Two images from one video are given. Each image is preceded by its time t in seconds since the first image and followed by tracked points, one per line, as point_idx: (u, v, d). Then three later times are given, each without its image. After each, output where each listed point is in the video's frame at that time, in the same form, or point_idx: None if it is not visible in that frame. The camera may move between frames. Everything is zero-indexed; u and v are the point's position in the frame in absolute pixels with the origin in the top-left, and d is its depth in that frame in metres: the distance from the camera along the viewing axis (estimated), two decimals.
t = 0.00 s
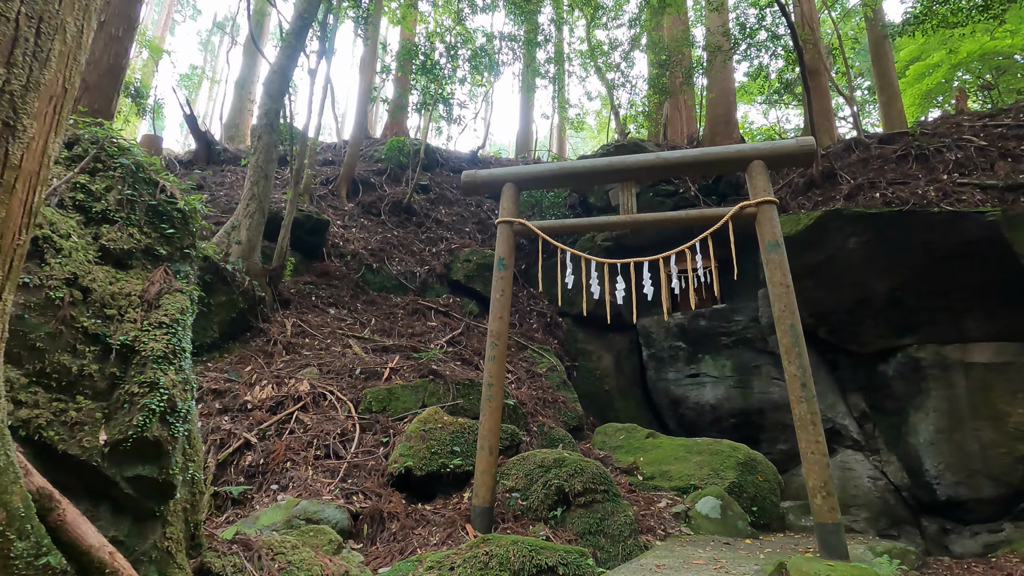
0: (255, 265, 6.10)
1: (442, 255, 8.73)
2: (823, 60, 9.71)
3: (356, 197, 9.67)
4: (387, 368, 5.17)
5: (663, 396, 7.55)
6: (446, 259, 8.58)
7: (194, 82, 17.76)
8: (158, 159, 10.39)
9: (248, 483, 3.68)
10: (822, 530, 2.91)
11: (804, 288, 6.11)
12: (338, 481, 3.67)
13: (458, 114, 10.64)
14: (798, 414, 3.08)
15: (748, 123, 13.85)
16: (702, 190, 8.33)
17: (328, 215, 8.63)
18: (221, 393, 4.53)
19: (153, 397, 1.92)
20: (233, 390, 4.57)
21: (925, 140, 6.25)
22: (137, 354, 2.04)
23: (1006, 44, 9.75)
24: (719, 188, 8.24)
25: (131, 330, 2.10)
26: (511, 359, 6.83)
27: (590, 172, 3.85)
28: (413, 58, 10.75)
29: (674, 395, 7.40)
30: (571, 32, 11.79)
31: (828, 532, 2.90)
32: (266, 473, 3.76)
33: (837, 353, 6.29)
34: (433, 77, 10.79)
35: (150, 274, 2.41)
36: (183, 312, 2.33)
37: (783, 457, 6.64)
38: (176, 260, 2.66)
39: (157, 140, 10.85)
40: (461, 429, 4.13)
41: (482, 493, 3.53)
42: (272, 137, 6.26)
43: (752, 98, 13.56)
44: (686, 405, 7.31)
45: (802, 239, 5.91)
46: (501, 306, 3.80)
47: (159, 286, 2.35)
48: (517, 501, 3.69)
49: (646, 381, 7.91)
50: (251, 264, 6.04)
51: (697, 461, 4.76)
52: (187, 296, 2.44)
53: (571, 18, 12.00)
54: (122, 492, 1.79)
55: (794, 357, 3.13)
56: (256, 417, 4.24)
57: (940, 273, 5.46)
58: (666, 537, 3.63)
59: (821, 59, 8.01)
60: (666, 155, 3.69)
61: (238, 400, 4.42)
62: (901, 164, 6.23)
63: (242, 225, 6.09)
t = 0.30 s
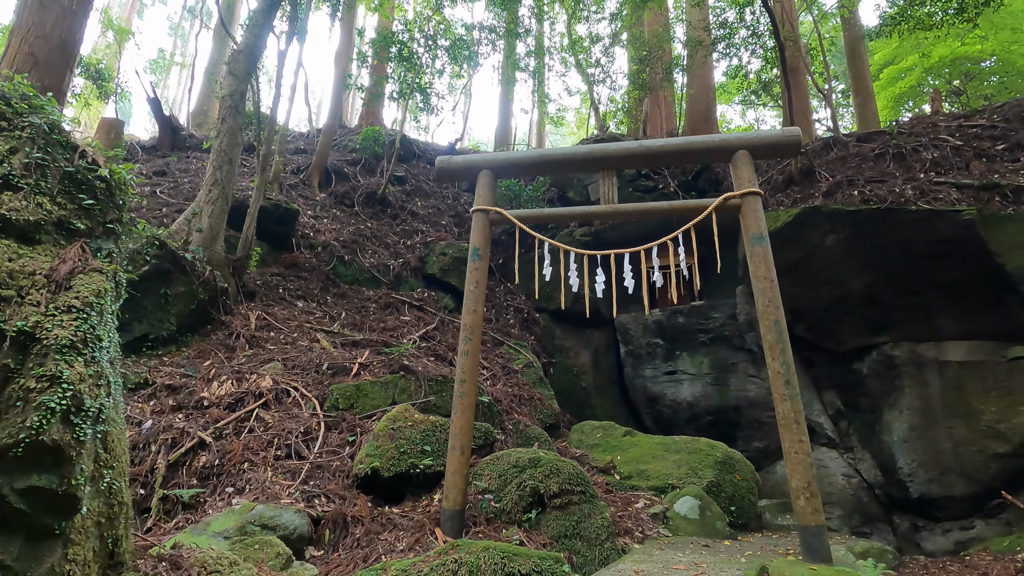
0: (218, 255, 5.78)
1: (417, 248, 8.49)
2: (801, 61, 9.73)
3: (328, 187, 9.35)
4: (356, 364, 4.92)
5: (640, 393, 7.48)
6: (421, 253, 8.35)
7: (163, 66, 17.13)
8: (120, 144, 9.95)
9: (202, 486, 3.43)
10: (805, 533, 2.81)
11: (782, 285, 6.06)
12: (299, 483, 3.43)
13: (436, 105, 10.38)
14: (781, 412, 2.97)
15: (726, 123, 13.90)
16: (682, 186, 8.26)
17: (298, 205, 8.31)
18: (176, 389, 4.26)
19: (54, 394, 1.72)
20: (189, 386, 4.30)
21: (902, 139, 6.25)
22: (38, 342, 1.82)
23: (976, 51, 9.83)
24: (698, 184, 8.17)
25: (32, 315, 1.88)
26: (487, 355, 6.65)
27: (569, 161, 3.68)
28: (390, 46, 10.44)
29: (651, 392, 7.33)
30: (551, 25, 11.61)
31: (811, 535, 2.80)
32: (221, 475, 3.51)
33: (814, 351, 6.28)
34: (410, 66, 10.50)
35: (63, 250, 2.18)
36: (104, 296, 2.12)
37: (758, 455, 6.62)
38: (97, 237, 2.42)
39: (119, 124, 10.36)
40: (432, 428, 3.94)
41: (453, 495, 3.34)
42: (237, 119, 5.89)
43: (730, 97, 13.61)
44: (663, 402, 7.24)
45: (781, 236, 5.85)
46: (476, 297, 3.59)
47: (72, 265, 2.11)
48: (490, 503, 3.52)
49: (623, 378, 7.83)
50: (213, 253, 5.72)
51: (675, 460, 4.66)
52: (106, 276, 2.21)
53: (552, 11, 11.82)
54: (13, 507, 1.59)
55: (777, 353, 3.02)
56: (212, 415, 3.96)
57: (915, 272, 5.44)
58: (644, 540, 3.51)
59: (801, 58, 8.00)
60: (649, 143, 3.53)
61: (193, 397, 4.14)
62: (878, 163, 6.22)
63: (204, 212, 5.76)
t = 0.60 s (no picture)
0: (177, 246, 5.44)
1: (391, 243, 8.23)
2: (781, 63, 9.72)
3: (299, 179, 9.01)
4: (323, 362, 4.65)
5: (618, 394, 7.37)
6: (395, 248, 8.09)
7: (130, 52, 16.49)
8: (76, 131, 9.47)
9: (147, 495, 3.14)
10: (790, 542, 2.69)
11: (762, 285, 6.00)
12: (254, 491, 3.17)
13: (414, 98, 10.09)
14: (766, 416, 2.85)
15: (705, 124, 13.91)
16: (662, 185, 8.18)
17: (267, 197, 7.97)
18: (124, 388, 3.95)
19: None
20: (139, 385, 4.00)
21: (881, 141, 6.24)
22: None
23: (947, 58, 9.96)
24: (678, 183, 8.08)
25: None
26: (461, 354, 6.44)
27: (549, 150, 3.49)
28: (367, 36, 10.13)
29: (629, 393, 7.23)
30: (532, 21, 11.42)
31: (796, 544, 2.68)
32: (168, 483, 3.22)
33: (792, 352, 6.24)
34: (387, 57, 10.21)
35: None
36: (4, 288, 2.07)
37: (736, 457, 6.55)
38: None
39: (77, 109, 9.84)
40: (401, 431, 3.72)
41: (421, 503, 3.13)
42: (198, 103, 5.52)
43: (710, 99, 13.62)
44: (641, 403, 7.14)
45: (762, 236, 5.78)
46: (449, 294, 3.38)
47: None
48: (462, 511, 3.32)
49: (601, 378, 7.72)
50: (171, 244, 5.37)
51: (654, 463, 4.53)
52: None
53: (533, 6, 11.64)
54: None
55: (763, 354, 2.89)
56: (162, 416, 3.67)
57: (893, 272, 5.41)
58: (622, 548, 3.35)
59: (781, 60, 7.98)
60: (633, 134, 3.36)
61: (143, 397, 3.84)
62: (858, 163, 6.20)
63: (161, 200, 5.41)
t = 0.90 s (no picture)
0: (135, 236, 5.13)
1: (366, 238, 7.98)
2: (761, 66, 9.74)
3: (271, 171, 8.70)
4: (289, 360, 4.41)
5: (597, 394, 7.26)
6: (370, 243, 7.85)
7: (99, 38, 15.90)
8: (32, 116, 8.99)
9: (88, 503, 2.88)
10: (776, 550, 2.58)
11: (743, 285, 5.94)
12: (208, 498, 2.94)
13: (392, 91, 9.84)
14: (753, 418, 2.72)
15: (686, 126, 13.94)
16: (643, 184, 8.11)
17: (236, 188, 7.64)
18: (70, 387, 3.66)
19: None
20: (87, 384, 3.71)
21: (861, 142, 6.24)
22: None
23: (922, 65, 10.06)
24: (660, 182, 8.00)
25: None
26: (437, 353, 6.24)
27: (529, 139, 3.31)
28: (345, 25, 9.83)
29: (609, 393, 7.13)
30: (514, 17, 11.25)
31: (783, 552, 2.57)
32: (113, 489, 2.96)
33: (771, 353, 6.20)
34: (365, 48, 9.93)
35: None
36: None
37: (715, 458, 6.49)
38: None
39: (34, 93, 9.34)
40: (370, 433, 3.51)
41: (389, 511, 2.93)
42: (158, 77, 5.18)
43: (690, 101, 13.64)
44: (620, 404, 7.04)
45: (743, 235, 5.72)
46: (422, 288, 3.17)
47: None
48: (433, 518, 3.14)
49: (580, 378, 7.61)
50: (129, 234, 5.06)
51: (634, 465, 4.41)
52: None
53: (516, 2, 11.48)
54: None
55: (750, 353, 2.78)
56: (110, 417, 3.40)
57: (872, 273, 5.39)
58: (602, 556, 3.20)
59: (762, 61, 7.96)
60: (616, 123, 3.21)
61: (89, 397, 3.56)
62: (838, 164, 6.19)
63: (118, 187, 5.08)
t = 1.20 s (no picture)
0: (93, 231, 4.80)
1: (344, 238, 7.71)
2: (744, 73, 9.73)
3: (245, 167, 8.37)
4: (256, 365, 4.14)
5: (580, 401, 7.09)
6: (348, 244, 7.59)
7: (71, 32, 15.44)
8: None
9: (20, 522, 2.58)
10: (772, 569, 2.42)
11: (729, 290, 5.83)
12: (157, 516, 2.67)
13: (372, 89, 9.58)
14: (748, 428, 2.56)
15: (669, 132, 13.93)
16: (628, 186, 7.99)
17: (207, 184, 7.32)
18: (10, 392, 3.35)
19: None
20: (29, 389, 3.40)
21: (847, 147, 6.20)
22: None
23: (902, 76, 10.09)
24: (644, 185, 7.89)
25: None
26: (416, 357, 6.00)
27: (513, 130, 3.11)
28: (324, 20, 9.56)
29: (592, 399, 6.97)
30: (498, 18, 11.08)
31: (780, 571, 2.41)
32: (49, 506, 2.67)
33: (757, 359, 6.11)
34: (346, 44, 9.66)
35: None
36: None
37: (699, 466, 6.36)
38: None
39: None
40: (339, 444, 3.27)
41: (358, 529, 2.69)
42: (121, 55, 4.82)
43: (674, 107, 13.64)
44: (604, 411, 6.88)
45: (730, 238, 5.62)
46: (397, 287, 2.95)
47: None
48: (406, 536, 2.91)
49: (563, 384, 7.43)
50: (85, 229, 4.71)
51: (619, 476, 4.23)
52: None
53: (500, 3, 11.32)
54: None
55: (745, 358, 2.61)
56: (52, 426, 3.10)
57: (859, 279, 5.32)
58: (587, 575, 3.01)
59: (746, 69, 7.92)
60: (606, 115, 3.03)
61: (31, 403, 3.25)
62: (824, 169, 6.13)
63: (74, 178, 4.75)
